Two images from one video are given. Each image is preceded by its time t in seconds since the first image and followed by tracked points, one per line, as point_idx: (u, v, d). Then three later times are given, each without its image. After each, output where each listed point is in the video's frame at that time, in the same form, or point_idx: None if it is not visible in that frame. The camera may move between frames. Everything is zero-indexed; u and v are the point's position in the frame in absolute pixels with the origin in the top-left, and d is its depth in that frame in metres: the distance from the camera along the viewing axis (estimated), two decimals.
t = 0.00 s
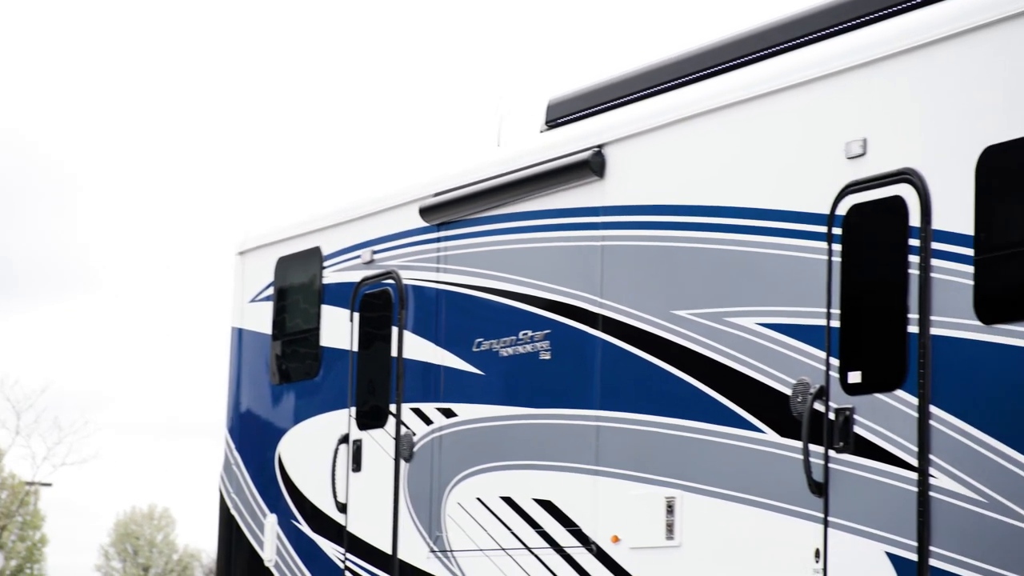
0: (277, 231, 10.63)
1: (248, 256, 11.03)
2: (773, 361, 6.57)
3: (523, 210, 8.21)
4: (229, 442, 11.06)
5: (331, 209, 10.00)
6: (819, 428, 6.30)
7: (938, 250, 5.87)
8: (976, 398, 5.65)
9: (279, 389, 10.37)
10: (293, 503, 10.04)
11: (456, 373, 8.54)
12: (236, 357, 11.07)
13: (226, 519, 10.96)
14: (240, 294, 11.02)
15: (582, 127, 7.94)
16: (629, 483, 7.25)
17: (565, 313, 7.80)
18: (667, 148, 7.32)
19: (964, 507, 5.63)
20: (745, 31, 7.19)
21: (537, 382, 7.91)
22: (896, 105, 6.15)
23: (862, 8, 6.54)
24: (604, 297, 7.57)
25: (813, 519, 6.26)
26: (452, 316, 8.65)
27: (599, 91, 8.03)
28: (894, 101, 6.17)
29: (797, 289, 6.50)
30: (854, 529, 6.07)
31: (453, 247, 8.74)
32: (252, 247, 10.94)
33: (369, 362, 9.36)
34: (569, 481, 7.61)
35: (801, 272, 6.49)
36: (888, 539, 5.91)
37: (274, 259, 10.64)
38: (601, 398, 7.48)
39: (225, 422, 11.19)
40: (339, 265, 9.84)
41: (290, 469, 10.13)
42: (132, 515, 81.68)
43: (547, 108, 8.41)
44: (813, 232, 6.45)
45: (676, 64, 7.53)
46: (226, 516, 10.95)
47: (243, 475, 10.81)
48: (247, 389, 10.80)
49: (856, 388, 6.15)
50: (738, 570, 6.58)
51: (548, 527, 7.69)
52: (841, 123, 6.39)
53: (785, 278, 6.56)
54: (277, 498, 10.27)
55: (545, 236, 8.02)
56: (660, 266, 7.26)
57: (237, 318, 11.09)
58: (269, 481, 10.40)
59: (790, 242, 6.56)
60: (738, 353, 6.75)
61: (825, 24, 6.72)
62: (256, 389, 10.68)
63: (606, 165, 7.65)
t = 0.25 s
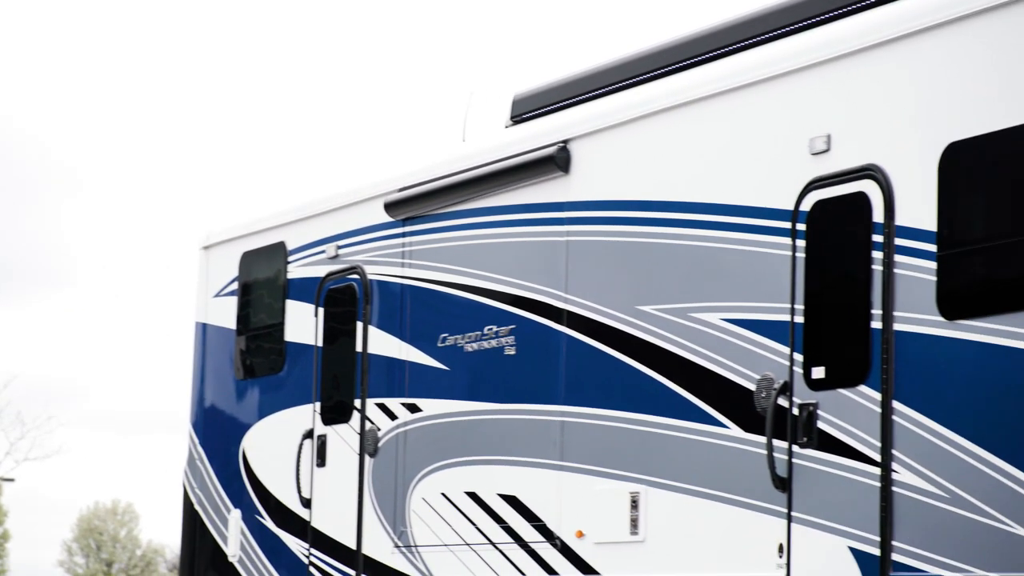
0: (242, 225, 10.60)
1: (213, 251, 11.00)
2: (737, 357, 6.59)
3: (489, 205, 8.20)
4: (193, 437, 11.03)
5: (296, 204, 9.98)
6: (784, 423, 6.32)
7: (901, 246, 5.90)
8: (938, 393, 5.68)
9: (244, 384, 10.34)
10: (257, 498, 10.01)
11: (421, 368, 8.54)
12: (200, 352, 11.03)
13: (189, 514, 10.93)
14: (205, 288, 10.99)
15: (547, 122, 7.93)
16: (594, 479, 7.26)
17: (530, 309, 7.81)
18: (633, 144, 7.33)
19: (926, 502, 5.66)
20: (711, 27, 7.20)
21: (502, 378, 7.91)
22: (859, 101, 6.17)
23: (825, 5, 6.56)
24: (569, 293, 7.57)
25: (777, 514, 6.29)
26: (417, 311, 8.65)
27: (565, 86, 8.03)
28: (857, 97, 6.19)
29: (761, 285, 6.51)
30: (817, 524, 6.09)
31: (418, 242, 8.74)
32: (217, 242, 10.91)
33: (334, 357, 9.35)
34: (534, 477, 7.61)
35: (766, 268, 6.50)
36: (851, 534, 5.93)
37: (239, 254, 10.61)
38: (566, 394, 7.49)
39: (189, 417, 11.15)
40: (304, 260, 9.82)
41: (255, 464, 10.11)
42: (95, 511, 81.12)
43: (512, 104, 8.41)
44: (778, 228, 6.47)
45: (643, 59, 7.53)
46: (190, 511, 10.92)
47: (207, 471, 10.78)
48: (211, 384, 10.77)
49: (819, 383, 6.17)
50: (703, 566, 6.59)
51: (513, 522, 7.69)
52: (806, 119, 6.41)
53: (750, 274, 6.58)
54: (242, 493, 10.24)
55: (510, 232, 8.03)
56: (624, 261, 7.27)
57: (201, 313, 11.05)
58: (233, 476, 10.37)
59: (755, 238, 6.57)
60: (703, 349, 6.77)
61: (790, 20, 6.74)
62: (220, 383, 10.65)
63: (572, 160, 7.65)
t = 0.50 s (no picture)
0: (208, 221, 10.57)
1: (178, 246, 10.96)
2: (702, 353, 6.61)
3: (455, 201, 8.20)
4: (158, 433, 10.99)
5: (263, 200, 9.95)
6: (750, 419, 6.34)
7: (866, 242, 5.93)
8: (903, 389, 5.70)
9: (209, 379, 10.32)
10: (223, 494, 9.99)
11: (387, 364, 8.53)
12: (165, 347, 11.00)
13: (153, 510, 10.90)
14: (170, 284, 10.96)
15: (514, 118, 7.93)
16: (560, 474, 7.27)
17: (496, 305, 7.81)
18: (600, 140, 7.33)
19: (891, 498, 5.68)
20: (678, 23, 7.21)
21: (468, 374, 7.91)
22: (825, 98, 6.19)
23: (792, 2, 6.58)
24: (536, 289, 7.57)
25: (743, 510, 6.30)
26: (383, 307, 8.64)
27: (532, 82, 8.03)
28: (823, 94, 6.21)
29: (728, 281, 6.53)
30: (783, 519, 6.11)
31: (383, 237, 8.74)
32: (183, 237, 10.88)
33: (299, 353, 9.33)
34: (500, 472, 7.61)
35: (732, 265, 6.52)
36: (816, 530, 5.95)
37: (204, 249, 10.58)
38: (533, 390, 7.49)
39: (154, 412, 11.12)
40: (270, 255, 9.80)
41: (220, 460, 10.09)
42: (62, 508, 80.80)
43: (479, 100, 8.40)
44: (744, 224, 6.49)
45: (610, 55, 7.54)
46: (154, 507, 10.89)
47: (172, 466, 10.75)
48: (177, 380, 10.74)
49: (785, 379, 6.20)
50: (669, 561, 6.61)
51: (479, 518, 7.69)
52: (772, 116, 6.42)
53: (716, 270, 6.59)
54: (207, 489, 10.22)
55: (476, 228, 8.02)
56: (590, 257, 7.28)
57: (166, 309, 11.02)
58: (199, 472, 10.35)
59: (721, 234, 6.59)
60: (669, 345, 6.78)
61: (757, 17, 6.75)
62: (185, 379, 10.63)
63: (538, 156, 7.66)
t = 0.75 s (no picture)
0: (173, 217, 10.54)
1: (143, 242, 10.92)
2: (668, 350, 6.62)
3: (421, 197, 8.19)
4: (122, 429, 10.95)
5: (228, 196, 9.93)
6: (715, 416, 6.36)
7: (831, 239, 5.95)
8: (867, 385, 5.72)
9: (174, 375, 10.29)
10: (187, 490, 9.97)
11: (353, 360, 8.52)
12: (129, 343, 10.96)
13: (117, 507, 10.86)
14: (135, 280, 10.92)
15: (480, 114, 7.93)
16: (525, 470, 7.27)
17: (462, 301, 7.81)
18: (566, 137, 7.34)
19: (855, 494, 5.70)
20: (643, 20, 7.22)
21: (434, 370, 7.91)
22: (790, 95, 6.21)
23: None
24: (502, 286, 7.57)
25: (708, 507, 6.32)
26: (349, 303, 8.63)
27: (498, 79, 8.03)
28: (788, 91, 6.23)
29: (694, 278, 6.54)
30: (748, 515, 6.12)
31: (349, 234, 8.72)
32: (148, 233, 10.84)
33: (265, 349, 9.32)
34: (466, 469, 7.61)
35: (698, 261, 6.53)
36: (780, 526, 5.97)
37: (169, 245, 10.55)
38: (499, 386, 7.49)
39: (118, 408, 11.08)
40: (235, 251, 9.78)
41: (184, 457, 10.06)
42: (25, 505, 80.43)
43: (446, 96, 8.40)
44: (709, 221, 6.50)
45: (576, 52, 7.54)
46: (118, 504, 10.85)
47: (136, 462, 10.71)
48: (142, 376, 10.70)
49: (750, 376, 6.22)
50: (635, 557, 6.62)
51: (444, 515, 7.69)
52: (737, 113, 6.44)
53: (682, 267, 6.61)
54: (172, 485, 10.19)
55: (442, 224, 8.02)
56: (556, 254, 7.28)
57: (130, 305, 10.98)
58: (163, 469, 10.32)
59: (687, 231, 6.60)
60: (634, 342, 6.79)
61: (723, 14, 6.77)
62: (150, 375, 10.59)
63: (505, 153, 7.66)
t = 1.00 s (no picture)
0: (135, 212, 10.50)
1: (105, 237, 10.88)
2: (630, 346, 6.63)
3: (384, 193, 8.18)
4: (83, 425, 10.91)
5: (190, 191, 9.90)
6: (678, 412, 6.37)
7: (794, 236, 5.97)
8: (828, 382, 5.75)
9: (136, 371, 10.25)
10: (149, 487, 9.93)
11: (315, 356, 8.50)
12: (90, 339, 10.91)
13: (77, 503, 10.81)
14: (97, 276, 10.87)
15: (443, 110, 7.93)
16: (488, 466, 7.27)
17: (425, 297, 7.80)
18: (529, 133, 7.34)
19: (816, 490, 5.72)
20: (605, 17, 7.22)
21: (396, 366, 7.90)
22: (752, 92, 6.23)
23: None
24: (465, 282, 7.57)
25: (669, 503, 6.33)
26: (311, 299, 8.61)
27: (461, 75, 8.03)
28: (750, 88, 6.24)
29: (656, 274, 6.56)
30: (710, 512, 6.14)
31: (311, 229, 8.71)
32: (109, 228, 10.80)
33: (227, 345, 9.29)
34: (428, 465, 7.61)
35: (660, 258, 6.55)
36: (742, 522, 5.98)
37: (131, 241, 10.51)
38: (461, 382, 7.49)
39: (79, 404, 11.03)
40: (197, 247, 9.75)
41: (146, 453, 10.03)
42: None
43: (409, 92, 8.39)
44: (672, 218, 6.52)
45: (538, 48, 7.55)
46: (78, 500, 10.80)
47: (97, 459, 10.67)
48: (103, 372, 10.66)
49: (713, 372, 6.23)
50: (597, 553, 6.63)
51: (407, 511, 7.69)
52: (700, 110, 6.45)
53: (644, 263, 6.61)
54: (133, 482, 10.15)
55: (405, 220, 8.01)
56: (519, 250, 7.28)
57: (91, 301, 10.93)
58: (125, 465, 10.28)
59: (649, 228, 6.61)
60: (597, 338, 6.80)
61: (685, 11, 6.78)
62: (111, 371, 10.55)
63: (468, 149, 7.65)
